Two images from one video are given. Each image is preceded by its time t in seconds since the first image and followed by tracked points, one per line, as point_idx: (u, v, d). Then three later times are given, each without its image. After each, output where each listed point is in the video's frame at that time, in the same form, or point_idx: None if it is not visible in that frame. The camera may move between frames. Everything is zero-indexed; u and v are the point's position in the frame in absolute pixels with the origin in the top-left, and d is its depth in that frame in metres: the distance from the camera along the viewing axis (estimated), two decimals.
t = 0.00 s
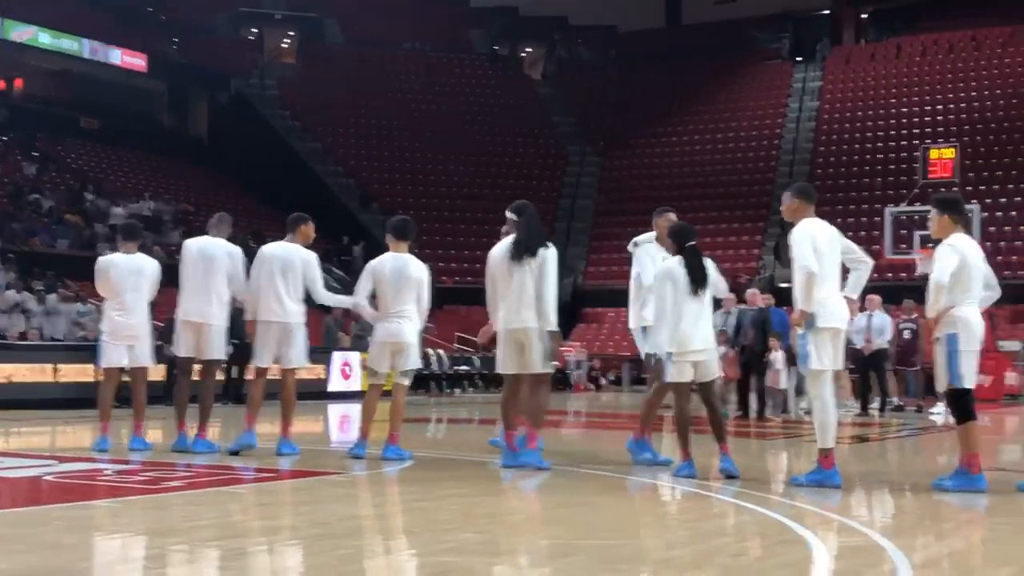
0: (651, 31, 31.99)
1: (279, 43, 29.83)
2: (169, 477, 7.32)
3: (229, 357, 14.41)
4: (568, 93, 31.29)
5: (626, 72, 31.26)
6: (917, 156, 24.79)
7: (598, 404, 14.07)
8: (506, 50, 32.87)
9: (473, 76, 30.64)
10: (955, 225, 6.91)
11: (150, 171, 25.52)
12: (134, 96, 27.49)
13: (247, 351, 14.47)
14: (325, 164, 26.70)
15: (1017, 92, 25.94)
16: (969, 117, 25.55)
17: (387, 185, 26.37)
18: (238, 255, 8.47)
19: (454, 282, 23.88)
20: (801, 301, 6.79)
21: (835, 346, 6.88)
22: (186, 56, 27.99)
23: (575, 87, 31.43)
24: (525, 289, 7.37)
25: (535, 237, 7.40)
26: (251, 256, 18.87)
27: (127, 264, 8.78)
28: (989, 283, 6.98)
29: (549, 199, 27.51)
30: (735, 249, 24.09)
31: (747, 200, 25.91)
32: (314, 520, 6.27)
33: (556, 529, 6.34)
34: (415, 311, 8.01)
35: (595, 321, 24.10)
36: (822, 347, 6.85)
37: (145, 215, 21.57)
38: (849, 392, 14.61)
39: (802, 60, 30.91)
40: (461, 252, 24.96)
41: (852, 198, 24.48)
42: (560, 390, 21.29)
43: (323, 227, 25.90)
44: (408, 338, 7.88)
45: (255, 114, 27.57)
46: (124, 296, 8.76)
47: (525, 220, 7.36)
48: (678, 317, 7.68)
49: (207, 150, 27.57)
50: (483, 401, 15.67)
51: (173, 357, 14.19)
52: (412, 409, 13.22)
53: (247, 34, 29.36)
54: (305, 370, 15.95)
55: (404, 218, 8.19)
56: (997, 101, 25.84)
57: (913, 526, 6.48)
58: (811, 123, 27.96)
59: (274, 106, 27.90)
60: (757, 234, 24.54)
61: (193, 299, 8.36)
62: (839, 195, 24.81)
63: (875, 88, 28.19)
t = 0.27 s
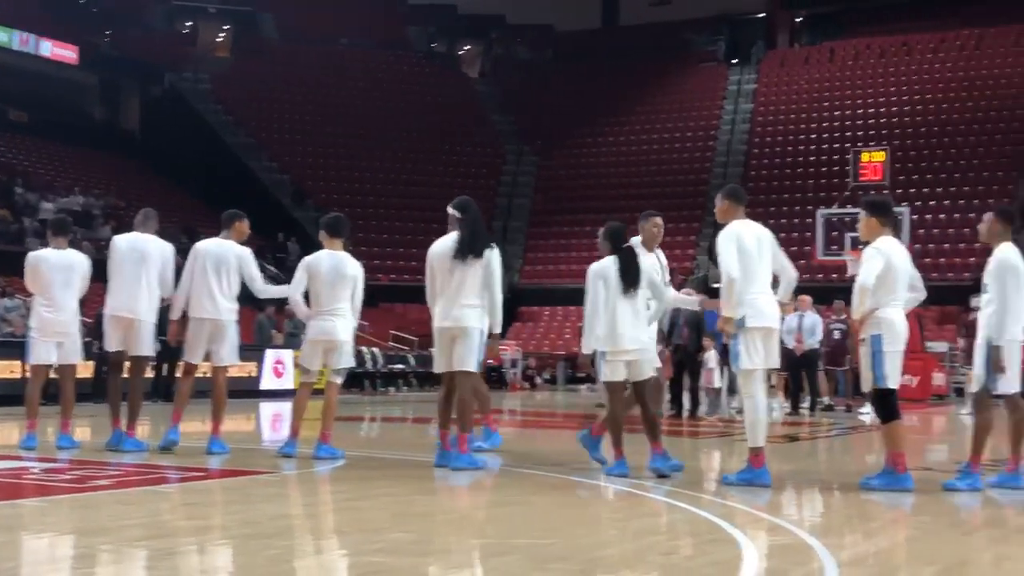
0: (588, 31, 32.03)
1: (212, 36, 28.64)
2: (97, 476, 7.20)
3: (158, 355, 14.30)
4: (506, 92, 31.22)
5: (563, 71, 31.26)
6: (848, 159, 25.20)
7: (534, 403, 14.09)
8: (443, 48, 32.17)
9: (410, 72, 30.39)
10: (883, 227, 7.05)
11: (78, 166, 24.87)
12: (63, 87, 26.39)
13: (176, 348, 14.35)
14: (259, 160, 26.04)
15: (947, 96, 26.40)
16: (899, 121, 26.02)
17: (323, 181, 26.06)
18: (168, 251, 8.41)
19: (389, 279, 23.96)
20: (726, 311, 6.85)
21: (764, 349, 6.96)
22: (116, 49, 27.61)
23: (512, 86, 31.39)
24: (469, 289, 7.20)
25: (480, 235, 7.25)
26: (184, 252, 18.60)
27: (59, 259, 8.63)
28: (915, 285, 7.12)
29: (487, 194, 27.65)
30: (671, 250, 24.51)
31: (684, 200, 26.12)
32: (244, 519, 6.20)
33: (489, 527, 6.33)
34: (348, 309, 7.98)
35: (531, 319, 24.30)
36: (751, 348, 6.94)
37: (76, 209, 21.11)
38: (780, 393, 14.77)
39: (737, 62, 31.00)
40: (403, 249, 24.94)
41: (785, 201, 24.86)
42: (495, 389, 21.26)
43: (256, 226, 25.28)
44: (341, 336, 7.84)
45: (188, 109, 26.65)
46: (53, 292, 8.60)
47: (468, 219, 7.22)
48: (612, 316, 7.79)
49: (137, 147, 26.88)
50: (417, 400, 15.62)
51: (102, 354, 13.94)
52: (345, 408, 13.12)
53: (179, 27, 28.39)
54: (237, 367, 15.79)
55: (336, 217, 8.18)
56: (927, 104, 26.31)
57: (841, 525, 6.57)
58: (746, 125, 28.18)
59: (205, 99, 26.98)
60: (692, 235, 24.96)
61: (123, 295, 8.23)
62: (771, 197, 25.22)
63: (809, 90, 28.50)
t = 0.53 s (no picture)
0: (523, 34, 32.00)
1: (143, 36, 28.02)
2: (21, 480, 7.06)
3: (85, 359, 13.97)
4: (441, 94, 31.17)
5: (497, 75, 31.25)
6: (780, 165, 25.62)
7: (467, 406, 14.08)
8: (377, 49, 31.73)
9: (346, 74, 30.10)
10: (811, 231, 7.24)
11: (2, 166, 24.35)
12: None
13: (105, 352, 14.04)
14: (190, 160, 25.87)
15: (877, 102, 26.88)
16: (832, 126, 26.46)
17: (259, 184, 25.79)
18: (97, 254, 8.31)
19: (323, 282, 24.03)
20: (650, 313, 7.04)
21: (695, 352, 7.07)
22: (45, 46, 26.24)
23: (446, 88, 31.33)
24: (408, 293, 7.19)
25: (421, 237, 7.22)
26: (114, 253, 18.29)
27: None
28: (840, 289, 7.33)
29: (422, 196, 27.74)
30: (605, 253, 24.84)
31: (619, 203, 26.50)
32: (172, 524, 6.11)
33: (422, 530, 6.30)
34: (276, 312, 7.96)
35: (467, 322, 24.55)
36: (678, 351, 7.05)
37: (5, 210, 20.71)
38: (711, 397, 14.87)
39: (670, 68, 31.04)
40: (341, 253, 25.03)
41: (719, 206, 25.23)
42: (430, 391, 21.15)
43: (185, 227, 25.15)
44: (268, 338, 7.81)
45: (119, 108, 26.36)
46: None
47: (410, 223, 7.19)
48: (546, 318, 7.83)
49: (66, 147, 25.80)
50: (350, 404, 15.49)
51: (28, 358, 13.65)
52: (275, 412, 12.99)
53: (109, 25, 27.74)
54: (167, 371, 15.56)
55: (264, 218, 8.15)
56: (859, 110, 26.76)
57: (772, 525, 6.63)
58: (679, 129, 28.55)
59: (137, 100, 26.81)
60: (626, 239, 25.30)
61: (50, 297, 8.10)
62: (706, 202, 25.60)
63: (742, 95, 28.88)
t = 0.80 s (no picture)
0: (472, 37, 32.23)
1: (89, 36, 27.71)
2: None
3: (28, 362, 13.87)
4: (391, 98, 31.28)
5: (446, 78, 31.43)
6: (728, 168, 25.97)
7: (415, 409, 14.08)
8: (326, 51, 31.80)
9: (296, 75, 29.98)
10: (757, 235, 7.32)
11: None
12: None
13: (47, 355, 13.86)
14: (136, 162, 25.61)
15: (822, 107, 27.35)
16: (779, 129, 26.84)
17: (209, 184, 25.60)
18: (36, 257, 8.22)
19: (272, 284, 23.80)
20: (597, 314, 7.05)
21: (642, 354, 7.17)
22: None
23: (396, 90, 31.46)
24: (354, 296, 7.14)
25: (366, 239, 7.19)
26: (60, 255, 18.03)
27: None
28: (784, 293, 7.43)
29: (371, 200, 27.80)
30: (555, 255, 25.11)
31: (569, 206, 26.77)
32: (117, 529, 6.03)
33: (371, 534, 6.27)
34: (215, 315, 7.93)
35: (416, 325, 24.40)
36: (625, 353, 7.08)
37: None
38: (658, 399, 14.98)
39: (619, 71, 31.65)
40: (290, 254, 24.90)
41: (669, 208, 25.48)
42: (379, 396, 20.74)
43: (127, 229, 24.69)
44: (207, 341, 7.77)
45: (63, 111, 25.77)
46: None
47: (358, 226, 7.15)
48: (500, 320, 7.84)
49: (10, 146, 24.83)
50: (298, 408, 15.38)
51: None
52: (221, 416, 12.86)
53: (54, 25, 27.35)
54: (112, 374, 15.36)
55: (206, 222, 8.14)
56: (806, 114, 27.19)
57: (720, 527, 6.66)
58: (628, 133, 28.93)
59: (83, 101, 26.38)
60: (575, 241, 25.56)
61: None
62: (657, 204, 25.83)
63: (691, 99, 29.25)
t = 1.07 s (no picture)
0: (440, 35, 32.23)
1: (51, 32, 27.51)
2: None
3: None
4: (357, 96, 31.11)
5: (414, 76, 31.36)
6: (693, 168, 26.15)
7: (380, 408, 14.06)
8: (293, 48, 30.96)
9: (263, 74, 29.79)
10: (721, 235, 7.36)
11: None
12: None
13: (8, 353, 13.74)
14: (100, 159, 25.64)
15: (789, 106, 27.59)
16: (744, 129, 27.08)
17: (174, 184, 25.60)
18: None
19: (237, 283, 23.64)
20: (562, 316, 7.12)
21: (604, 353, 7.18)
22: None
23: (363, 87, 31.30)
24: (310, 295, 7.15)
25: (321, 237, 7.13)
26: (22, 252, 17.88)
27: None
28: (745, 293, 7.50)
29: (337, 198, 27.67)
30: (521, 254, 25.13)
31: (535, 205, 26.87)
32: (77, 528, 5.98)
33: (335, 533, 6.25)
34: (169, 313, 7.92)
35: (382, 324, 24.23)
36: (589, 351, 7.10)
37: None
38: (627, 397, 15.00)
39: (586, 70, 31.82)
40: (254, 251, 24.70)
41: (635, 207, 25.63)
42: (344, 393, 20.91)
43: (92, 225, 24.50)
44: (159, 340, 7.78)
45: (25, 105, 26.02)
46: None
47: (312, 224, 7.11)
48: (473, 318, 7.84)
49: None
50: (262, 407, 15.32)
51: None
52: (184, 413, 12.80)
53: (17, 21, 27.30)
54: (75, 372, 15.23)
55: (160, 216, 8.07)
56: (772, 114, 27.44)
57: (685, 525, 6.68)
58: (595, 132, 29.13)
59: (46, 97, 26.62)
60: (541, 240, 25.64)
61: None
62: (623, 204, 25.95)
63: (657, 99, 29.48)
